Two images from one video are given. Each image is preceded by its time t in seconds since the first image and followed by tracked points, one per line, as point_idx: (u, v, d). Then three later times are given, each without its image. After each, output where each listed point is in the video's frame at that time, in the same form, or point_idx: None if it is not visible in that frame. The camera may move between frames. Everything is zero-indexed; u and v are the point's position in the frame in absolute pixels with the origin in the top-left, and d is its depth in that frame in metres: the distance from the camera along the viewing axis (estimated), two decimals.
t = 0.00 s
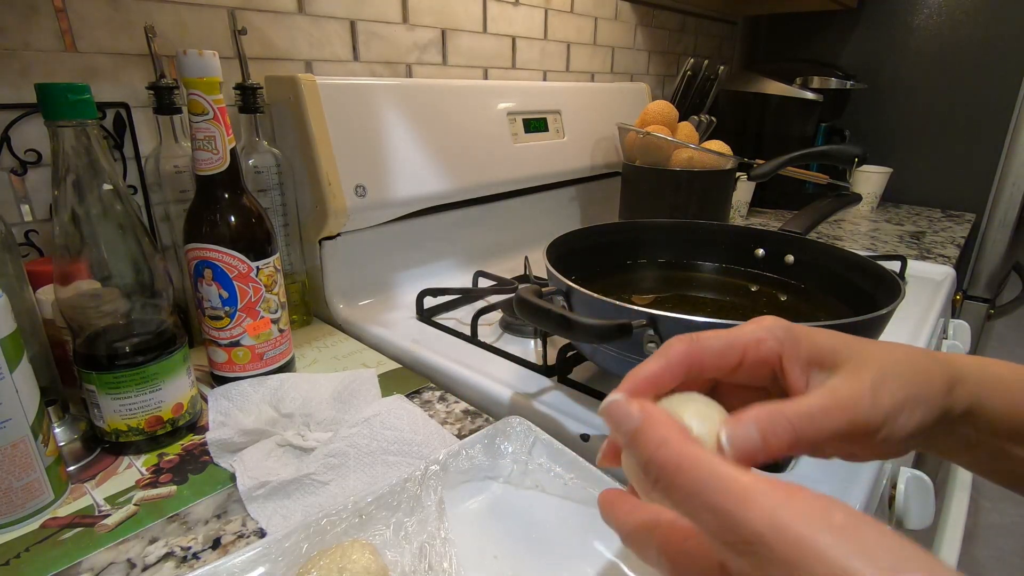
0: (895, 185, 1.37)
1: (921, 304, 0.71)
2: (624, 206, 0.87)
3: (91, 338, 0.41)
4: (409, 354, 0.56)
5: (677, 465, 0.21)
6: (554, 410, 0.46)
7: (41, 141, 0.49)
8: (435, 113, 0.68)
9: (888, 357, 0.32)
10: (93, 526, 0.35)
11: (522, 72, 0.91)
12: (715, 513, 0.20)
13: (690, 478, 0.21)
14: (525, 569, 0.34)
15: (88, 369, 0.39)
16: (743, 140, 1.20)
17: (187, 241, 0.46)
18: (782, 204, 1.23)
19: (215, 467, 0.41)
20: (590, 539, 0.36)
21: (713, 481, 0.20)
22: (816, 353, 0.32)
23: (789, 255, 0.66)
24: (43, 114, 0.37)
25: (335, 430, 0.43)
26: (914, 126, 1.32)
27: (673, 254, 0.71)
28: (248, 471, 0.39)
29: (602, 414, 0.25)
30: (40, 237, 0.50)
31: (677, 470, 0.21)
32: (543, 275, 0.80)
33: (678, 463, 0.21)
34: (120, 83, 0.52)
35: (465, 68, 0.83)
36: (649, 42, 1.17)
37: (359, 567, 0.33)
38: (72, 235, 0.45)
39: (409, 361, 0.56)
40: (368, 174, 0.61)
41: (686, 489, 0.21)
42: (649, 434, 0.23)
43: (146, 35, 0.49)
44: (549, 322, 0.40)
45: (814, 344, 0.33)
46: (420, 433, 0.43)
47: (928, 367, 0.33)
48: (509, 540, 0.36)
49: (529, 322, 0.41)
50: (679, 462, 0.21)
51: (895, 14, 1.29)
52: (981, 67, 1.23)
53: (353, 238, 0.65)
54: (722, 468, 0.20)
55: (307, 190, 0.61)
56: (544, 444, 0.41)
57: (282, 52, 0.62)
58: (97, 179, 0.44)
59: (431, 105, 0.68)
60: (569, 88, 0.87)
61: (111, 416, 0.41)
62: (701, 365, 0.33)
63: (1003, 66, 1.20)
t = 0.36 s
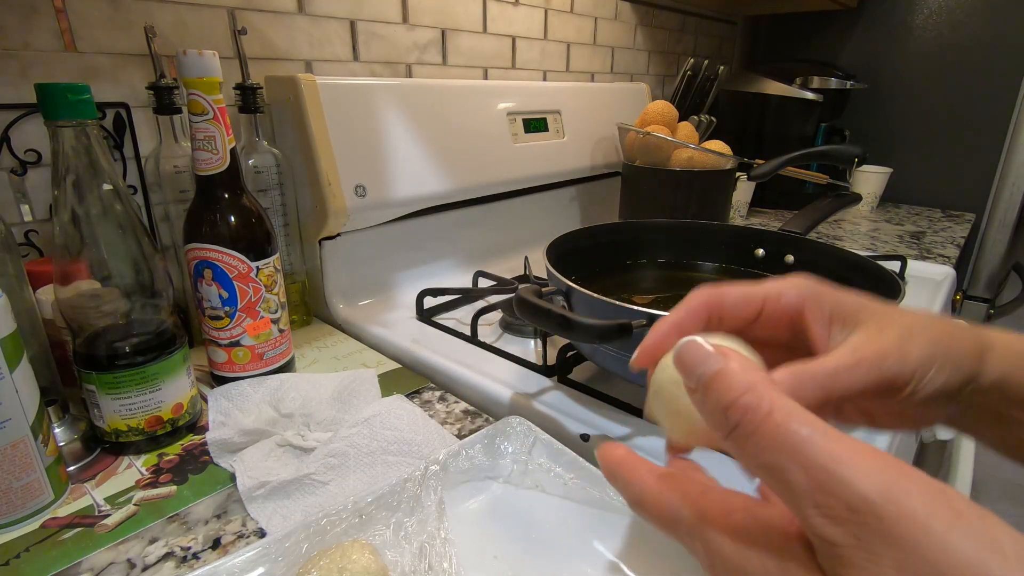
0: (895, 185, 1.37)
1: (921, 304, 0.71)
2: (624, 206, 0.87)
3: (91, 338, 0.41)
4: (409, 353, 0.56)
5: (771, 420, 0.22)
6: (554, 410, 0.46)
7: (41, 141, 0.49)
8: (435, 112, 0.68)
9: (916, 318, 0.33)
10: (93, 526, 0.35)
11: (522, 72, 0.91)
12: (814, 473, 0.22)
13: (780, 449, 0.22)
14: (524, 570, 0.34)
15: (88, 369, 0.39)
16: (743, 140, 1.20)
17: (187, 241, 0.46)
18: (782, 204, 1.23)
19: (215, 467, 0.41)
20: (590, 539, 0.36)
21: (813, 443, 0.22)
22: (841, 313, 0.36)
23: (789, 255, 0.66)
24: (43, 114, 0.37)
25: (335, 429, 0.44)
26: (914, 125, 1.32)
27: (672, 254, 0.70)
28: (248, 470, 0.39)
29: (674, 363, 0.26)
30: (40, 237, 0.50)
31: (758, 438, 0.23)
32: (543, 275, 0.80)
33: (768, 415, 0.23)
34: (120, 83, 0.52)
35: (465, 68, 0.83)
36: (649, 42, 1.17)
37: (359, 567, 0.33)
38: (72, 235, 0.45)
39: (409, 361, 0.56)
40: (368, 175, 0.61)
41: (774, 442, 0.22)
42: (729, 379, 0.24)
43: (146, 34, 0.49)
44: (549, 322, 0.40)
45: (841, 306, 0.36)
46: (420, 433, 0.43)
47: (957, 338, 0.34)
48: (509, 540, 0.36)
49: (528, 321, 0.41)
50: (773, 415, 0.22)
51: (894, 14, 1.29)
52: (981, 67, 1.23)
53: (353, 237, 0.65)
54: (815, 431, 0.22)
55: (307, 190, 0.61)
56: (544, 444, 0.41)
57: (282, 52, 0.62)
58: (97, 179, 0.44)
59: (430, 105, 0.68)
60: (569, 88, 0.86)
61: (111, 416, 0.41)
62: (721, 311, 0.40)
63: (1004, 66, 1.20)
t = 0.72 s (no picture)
0: (895, 184, 1.37)
1: (921, 304, 0.71)
2: (624, 205, 0.88)
3: (91, 338, 0.41)
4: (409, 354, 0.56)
5: None
6: (554, 410, 0.46)
7: (40, 141, 0.49)
8: (436, 112, 0.68)
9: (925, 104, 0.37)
10: (92, 526, 0.35)
11: (521, 72, 0.91)
12: None
13: None
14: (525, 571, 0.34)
15: (88, 369, 0.39)
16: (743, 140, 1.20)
17: (187, 241, 0.46)
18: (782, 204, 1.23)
19: (214, 467, 0.41)
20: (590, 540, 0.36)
21: None
22: (856, 121, 0.40)
23: (789, 255, 0.66)
24: (43, 114, 0.37)
25: (335, 430, 0.43)
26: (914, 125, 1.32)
27: (673, 254, 0.70)
28: (248, 471, 0.39)
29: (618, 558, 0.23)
30: (40, 237, 0.50)
31: None
32: (543, 275, 0.80)
33: None
34: (120, 83, 0.52)
35: (465, 68, 0.83)
36: (649, 41, 1.17)
37: (359, 567, 0.33)
38: (72, 235, 0.45)
39: (409, 361, 0.56)
40: (368, 175, 0.61)
41: None
42: None
43: (146, 35, 0.49)
44: (549, 322, 0.40)
45: (853, 114, 0.40)
46: (420, 433, 0.43)
47: (979, 92, 0.37)
48: (509, 541, 0.36)
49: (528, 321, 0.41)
50: None
51: (894, 14, 1.29)
52: (980, 68, 1.23)
53: (353, 238, 0.65)
54: None
55: (307, 190, 0.61)
56: (545, 444, 0.41)
57: (282, 51, 0.63)
58: (97, 179, 0.44)
59: (430, 105, 0.68)
60: (569, 88, 0.86)
61: (111, 416, 0.41)
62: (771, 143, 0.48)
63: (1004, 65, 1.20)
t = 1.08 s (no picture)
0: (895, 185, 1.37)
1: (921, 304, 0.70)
2: (624, 205, 0.88)
3: (91, 338, 0.41)
4: (409, 354, 0.56)
5: None
6: (554, 410, 0.46)
7: (40, 141, 0.49)
8: (435, 112, 0.68)
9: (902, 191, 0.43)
10: (92, 526, 0.35)
11: (521, 72, 0.91)
12: None
13: None
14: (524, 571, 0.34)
15: (88, 369, 0.39)
16: (743, 140, 1.20)
17: (187, 241, 0.46)
18: (782, 204, 1.23)
19: (215, 467, 0.41)
20: (590, 540, 0.36)
21: None
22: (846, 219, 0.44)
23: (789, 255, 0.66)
24: (43, 114, 0.37)
25: (335, 430, 0.44)
26: (914, 125, 1.32)
27: (673, 254, 0.70)
28: (248, 470, 0.39)
29: None
30: (40, 237, 0.50)
31: None
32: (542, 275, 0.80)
33: None
34: (120, 83, 0.52)
35: (465, 68, 0.83)
36: (649, 41, 1.17)
37: (359, 567, 0.33)
38: (72, 236, 0.45)
39: (409, 361, 0.56)
40: (368, 175, 0.61)
41: None
42: None
43: (146, 34, 0.49)
44: (549, 322, 0.40)
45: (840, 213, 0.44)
46: (420, 433, 0.43)
47: (951, 165, 0.44)
48: (509, 542, 0.36)
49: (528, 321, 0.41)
50: None
51: (895, 14, 1.29)
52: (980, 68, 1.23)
53: (353, 238, 0.65)
54: None
55: (307, 190, 0.61)
56: (545, 444, 0.41)
57: (282, 52, 0.63)
58: (97, 179, 0.44)
59: (430, 105, 0.68)
60: (569, 88, 0.86)
61: (111, 416, 0.41)
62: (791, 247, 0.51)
63: (1004, 66, 1.20)
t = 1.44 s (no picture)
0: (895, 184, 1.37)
1: (920, 304, 0.71)
2: (624, 205, 0.88)
3: (91, 338, 0.41)
4: (409, 354, 0.56)
5: None
6: (554, 410, 0.46)
7: (40, 141, 0.49)
8: (435, 112, 0.68)
9: (899, 205, 0.43)
10: (92, 526, 0.35)
11: (522, 72, 0.91)
12: None
13: None
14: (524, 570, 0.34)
15: (88, 369, 0.39)
16: (743, 140, 1.20)
17: (187, 241, 0.46)
18: (782, 204, 1.23)
19: (215, 467, 0.41)
20: (590, 540, 0.36)
21: None
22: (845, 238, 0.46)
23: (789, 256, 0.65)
24: (43, 114, 0.37)
25: (335, 429, 0.44)
26: (914, 125, 1.32)
27: (673, 254, 0.70)
28: (247, 471, 0.39)
29: None
30: (40, 236, 0.50)
31: None
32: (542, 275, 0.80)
33: None
34: (120, 83, 0.52)
35: (465, 68, 0.83)
36: (649, 41, 1.17)
37: (359, 567, 0.33)
38: (72, 235, 0.45)
39: (409, 361, 0.56)
40: (368, 175, 0.61)
41: None
42: None
43: (146, 34, 0.49)
44: (549, 322, 0.40)
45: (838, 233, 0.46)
46: (420, 433, 0.43)
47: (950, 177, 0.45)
48: (510, 542, 0.36)
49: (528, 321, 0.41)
50: None
51: (895, 13, 1.29)
52: (980, 68, 1.23)
53: (354, 238, 0.65)
54: None
55: (307, 190, 0.61)
56: (545, 444, 0.41)
57: (282, 52, 0.63)
58: (97, 179, 0.44)
59: (430, 105, 0.68)
60: (568, 88, 0.86)
61: (111, 416, 0.40)
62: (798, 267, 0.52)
63: (1004, 65, 1.20)
